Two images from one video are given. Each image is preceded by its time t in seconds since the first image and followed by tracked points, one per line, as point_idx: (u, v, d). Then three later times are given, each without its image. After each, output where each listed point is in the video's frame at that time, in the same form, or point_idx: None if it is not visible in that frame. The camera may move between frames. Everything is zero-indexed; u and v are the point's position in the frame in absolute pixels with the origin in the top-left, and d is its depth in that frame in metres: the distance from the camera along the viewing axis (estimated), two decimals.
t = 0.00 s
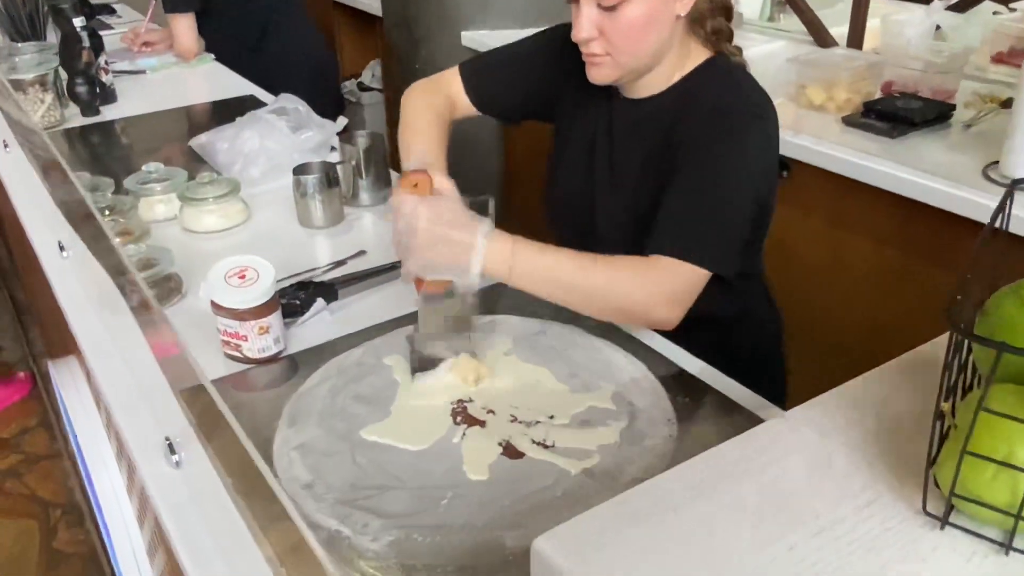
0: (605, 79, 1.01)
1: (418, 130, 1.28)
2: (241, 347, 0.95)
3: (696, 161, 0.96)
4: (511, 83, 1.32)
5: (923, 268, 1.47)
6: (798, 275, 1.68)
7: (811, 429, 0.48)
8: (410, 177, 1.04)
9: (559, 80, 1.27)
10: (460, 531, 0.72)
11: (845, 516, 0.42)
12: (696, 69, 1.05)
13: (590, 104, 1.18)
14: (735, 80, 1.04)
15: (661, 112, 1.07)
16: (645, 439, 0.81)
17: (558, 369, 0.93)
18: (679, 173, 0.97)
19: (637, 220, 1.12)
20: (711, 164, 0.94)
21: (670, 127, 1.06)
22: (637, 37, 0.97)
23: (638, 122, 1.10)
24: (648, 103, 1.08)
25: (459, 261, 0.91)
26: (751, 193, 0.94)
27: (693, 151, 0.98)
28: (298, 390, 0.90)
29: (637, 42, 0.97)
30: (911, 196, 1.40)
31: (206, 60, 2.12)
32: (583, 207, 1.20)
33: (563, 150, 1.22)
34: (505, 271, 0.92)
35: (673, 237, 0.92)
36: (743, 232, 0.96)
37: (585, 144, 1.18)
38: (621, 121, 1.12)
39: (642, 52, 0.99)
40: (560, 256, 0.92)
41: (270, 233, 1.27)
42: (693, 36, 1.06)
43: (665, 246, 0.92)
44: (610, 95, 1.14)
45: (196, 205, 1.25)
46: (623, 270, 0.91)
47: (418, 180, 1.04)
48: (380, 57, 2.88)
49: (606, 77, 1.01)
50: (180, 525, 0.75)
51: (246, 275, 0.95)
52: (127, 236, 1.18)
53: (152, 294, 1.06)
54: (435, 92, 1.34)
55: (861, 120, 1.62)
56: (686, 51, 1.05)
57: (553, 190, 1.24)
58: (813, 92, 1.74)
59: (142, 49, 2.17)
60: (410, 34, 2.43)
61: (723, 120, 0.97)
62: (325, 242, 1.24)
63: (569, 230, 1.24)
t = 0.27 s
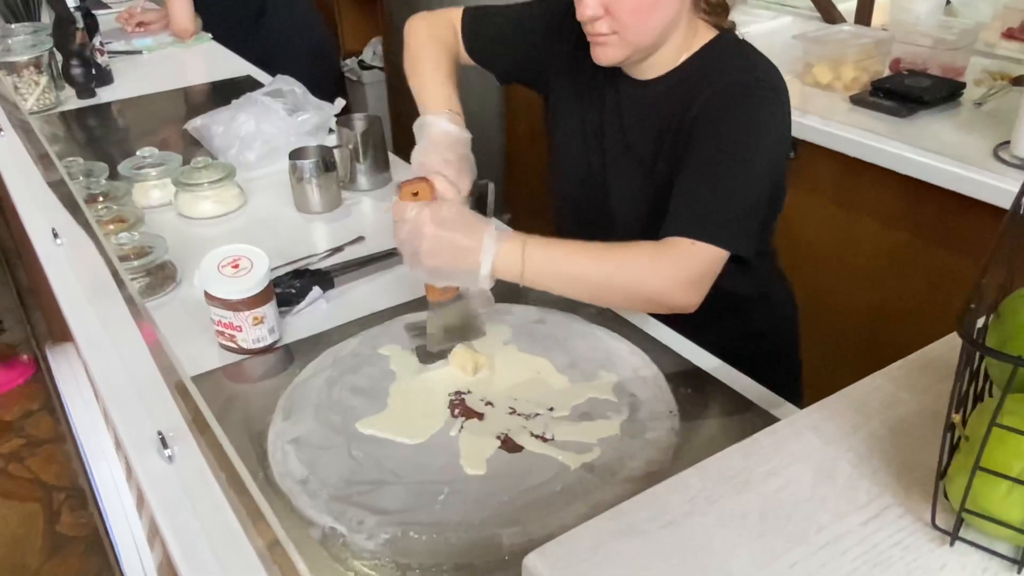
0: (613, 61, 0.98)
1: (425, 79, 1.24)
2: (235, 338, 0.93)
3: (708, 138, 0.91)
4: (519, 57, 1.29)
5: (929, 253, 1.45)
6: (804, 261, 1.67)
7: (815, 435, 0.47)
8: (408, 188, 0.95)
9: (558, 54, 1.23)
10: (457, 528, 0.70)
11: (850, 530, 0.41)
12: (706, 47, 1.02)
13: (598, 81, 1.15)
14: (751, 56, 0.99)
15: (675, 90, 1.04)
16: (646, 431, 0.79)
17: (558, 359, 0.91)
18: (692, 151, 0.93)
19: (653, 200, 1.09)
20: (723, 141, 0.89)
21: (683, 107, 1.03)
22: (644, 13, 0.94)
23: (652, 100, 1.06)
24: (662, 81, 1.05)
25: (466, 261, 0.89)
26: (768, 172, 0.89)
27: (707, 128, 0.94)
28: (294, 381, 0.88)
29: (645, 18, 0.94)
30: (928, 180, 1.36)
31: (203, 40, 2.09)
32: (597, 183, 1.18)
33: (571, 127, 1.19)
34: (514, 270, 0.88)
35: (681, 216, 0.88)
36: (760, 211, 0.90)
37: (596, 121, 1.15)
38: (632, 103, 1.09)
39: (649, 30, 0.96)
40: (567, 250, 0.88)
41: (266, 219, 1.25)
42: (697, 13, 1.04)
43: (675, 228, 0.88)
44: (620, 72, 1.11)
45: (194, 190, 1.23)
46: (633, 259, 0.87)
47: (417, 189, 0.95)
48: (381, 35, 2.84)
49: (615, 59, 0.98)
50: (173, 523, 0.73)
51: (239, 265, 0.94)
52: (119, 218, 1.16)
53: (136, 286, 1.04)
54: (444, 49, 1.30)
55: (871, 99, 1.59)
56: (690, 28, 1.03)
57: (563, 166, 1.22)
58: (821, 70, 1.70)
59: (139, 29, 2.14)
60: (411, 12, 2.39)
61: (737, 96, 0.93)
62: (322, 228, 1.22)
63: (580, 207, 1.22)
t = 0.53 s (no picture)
0: (629, 45, 0.97)
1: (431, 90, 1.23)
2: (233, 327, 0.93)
3: (733, 125, 0.91)
4: (529, 48, 1.27)
5: (937, 235, 1.44)
6: (809, 240, 1.66)
7: (812, 436, 0.46)
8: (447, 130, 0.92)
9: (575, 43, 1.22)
10: (456, 518, 0.70)
11: (844, 532, 0.41)
12: (727, 31, 1.00)
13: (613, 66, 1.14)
14: (775, 42, 0.98)
15: (695, 75, 1.02)
16: (645, 419, 0.79)
17: (558, 345, 0.91)
18: (716, 138, 0.92)
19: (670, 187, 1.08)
20: (749, 128, 0.89)
21: (703, 93, 1.01)
22: None
23: (670, 84, 1.05)
24: (683, 66, 1.03)
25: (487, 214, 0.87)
26: (793, 164, 0.89)
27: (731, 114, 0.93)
28: (293, 370, 0.88)
29: (659, 4, 0.93)
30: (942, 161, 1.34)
31: (199, 17, 2.07)
32: (607, 168, 1.16)
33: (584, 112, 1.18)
34: (537, 227, 0.86)
35: (708, 203, 0.87)
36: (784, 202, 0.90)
37: (610, 106, 1.14)
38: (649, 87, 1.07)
39: (664, 15, 0.95)
40: (596, 218, 0.86)
41: (265, 202, 1.24)
42: None
43: (700, 215, 0.87)
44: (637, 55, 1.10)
45: (188, 174, 1.22)
46: (658, 237, 0.85)
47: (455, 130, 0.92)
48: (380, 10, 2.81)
49: (628, 43, 0.97)
50: (173, 513, 0.74)
51: (236, 252, 0.93)
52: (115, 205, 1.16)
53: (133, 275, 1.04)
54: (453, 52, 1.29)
55: (871, 75, 1.57)
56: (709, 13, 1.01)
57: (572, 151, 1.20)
58: (824, 46, 1.68)
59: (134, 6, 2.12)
60: None
61: (761, 83, 0.92)
62: (321, 212, 1.22)
63: (587, 193, 1.20)
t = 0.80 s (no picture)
0: (644, 28, 0.90)
1: (453, 69, 1.16)
2: (226, 318, 0.92)
3: (744, 118, 0.85)
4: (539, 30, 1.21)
5: (946, 217, 1.40)
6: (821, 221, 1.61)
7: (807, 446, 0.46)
8: (430, 169, 0.93)
9: (585, 21, 1.16)
10: (450, 515, 0.70)
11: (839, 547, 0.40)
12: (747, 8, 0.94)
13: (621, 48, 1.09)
14: (794, 27, 0.91)
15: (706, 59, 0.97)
16: (642, 411, 0.78)
17: (554, 336, 0.90)
18: (726, 129, 0.87)
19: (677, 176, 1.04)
20: (757, 115, 0.84)
21: (716, 79, 0.96)
22: None
23: (680, 70, 1.00)
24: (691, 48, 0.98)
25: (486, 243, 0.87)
26: (805, 159, 0.84)
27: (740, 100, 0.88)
28: (287, 364, 0.87)
29: None
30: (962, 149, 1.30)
31: None
32: (615, 155, 1.12)
33: (592, 98, 1.13)
34: (536, 248, 0.86)
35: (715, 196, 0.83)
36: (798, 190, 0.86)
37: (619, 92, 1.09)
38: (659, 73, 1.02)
39: None
40: (595, 230, 0.85)
41: (259, 189, 1.23)
42: None
43: (706, 211, 0.83)
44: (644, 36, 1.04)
45: (180, 161, 1.21)
46: (660, 239, 0.83)
47: (440, 168, 0.94)
48: None
49: (645, 25, 0.90)
50: (166, 509, 0.73)
51: (228, 244, 0.92)
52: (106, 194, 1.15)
53: (127, 267, 1.04)
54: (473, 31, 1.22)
55: (873, 52, 1.54)
56: None
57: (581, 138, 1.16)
58: (826, 23, 1.65)
59: None
60: None
61: (771, 66, 0.87)
62: (315, 198, 1.20)
63: (598, 180, 1.17)
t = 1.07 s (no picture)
0: (702, 24, 0.78)
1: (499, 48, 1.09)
2: (224, 304, 0.90)
3: (798, 131, 0.75)
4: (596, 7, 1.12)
5: (1002, 207, 1.33)
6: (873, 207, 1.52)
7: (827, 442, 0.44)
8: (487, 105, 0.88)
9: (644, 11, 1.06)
10: (455, 506, 0.68)
11: (866, 555, 0.38)
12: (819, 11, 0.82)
13: (674, 43, 0.99)
14: (878, 42, 0.79)
15: (769, 57, 0.86)
16: (652, 397, 0.76)
17: (561, 320, 0.87)
18: (778, 138, 0.77)
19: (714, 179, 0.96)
20: (811, 130, 0.74)
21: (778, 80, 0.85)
22: None
23: (736, 67, 0.89)
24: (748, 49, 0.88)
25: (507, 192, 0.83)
26: (857, 191, 0.74)
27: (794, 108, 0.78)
28: (286, 350, 0.85)
29: None
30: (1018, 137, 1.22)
31: None
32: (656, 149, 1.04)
33: (640, 90, 1.05)
34: (555, 209, 0.80)
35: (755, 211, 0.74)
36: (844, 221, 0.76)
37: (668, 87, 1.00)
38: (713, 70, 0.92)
39: None
40: (620, 211, 0.78)
41: (256, 168, 1.20)
42: None
43: (741, 230, 0.75)
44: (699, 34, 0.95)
45: (176, 141, 1.18)
46: (682, 238, 0.75)
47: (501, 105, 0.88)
48: None
49: (705, 21, 0.78)
50: (168, 506, 0.72)
51: (224, 228, 0.89)
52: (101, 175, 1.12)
53: (123, 250, 1.01)
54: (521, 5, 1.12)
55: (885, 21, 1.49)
56: None
57: (625, 130, 1.08)
58: None
59: None
60: None
61: (837, 77, 0.76)
62: (315, 177, 1.18)
63: (639, 175, 1.09)
